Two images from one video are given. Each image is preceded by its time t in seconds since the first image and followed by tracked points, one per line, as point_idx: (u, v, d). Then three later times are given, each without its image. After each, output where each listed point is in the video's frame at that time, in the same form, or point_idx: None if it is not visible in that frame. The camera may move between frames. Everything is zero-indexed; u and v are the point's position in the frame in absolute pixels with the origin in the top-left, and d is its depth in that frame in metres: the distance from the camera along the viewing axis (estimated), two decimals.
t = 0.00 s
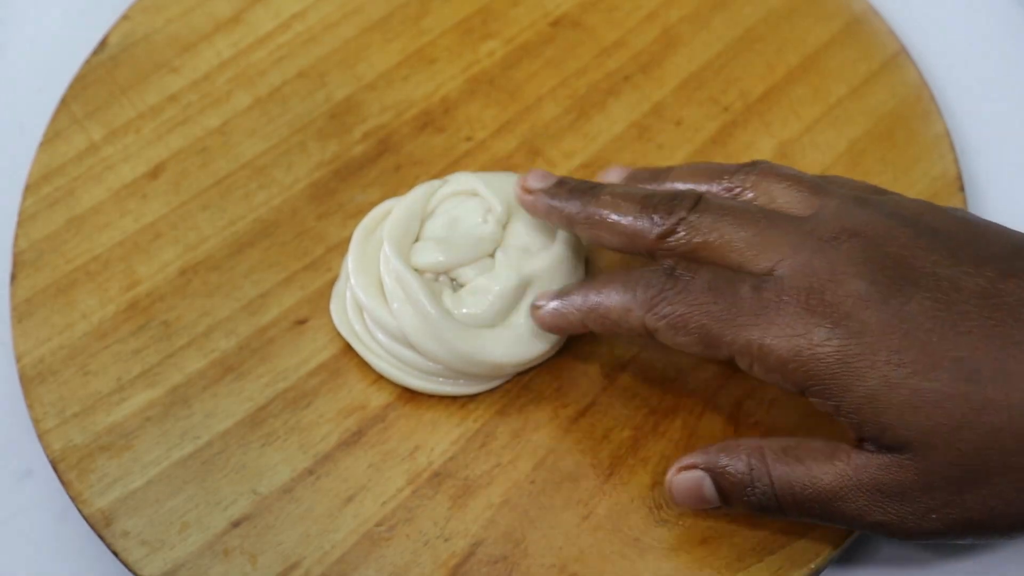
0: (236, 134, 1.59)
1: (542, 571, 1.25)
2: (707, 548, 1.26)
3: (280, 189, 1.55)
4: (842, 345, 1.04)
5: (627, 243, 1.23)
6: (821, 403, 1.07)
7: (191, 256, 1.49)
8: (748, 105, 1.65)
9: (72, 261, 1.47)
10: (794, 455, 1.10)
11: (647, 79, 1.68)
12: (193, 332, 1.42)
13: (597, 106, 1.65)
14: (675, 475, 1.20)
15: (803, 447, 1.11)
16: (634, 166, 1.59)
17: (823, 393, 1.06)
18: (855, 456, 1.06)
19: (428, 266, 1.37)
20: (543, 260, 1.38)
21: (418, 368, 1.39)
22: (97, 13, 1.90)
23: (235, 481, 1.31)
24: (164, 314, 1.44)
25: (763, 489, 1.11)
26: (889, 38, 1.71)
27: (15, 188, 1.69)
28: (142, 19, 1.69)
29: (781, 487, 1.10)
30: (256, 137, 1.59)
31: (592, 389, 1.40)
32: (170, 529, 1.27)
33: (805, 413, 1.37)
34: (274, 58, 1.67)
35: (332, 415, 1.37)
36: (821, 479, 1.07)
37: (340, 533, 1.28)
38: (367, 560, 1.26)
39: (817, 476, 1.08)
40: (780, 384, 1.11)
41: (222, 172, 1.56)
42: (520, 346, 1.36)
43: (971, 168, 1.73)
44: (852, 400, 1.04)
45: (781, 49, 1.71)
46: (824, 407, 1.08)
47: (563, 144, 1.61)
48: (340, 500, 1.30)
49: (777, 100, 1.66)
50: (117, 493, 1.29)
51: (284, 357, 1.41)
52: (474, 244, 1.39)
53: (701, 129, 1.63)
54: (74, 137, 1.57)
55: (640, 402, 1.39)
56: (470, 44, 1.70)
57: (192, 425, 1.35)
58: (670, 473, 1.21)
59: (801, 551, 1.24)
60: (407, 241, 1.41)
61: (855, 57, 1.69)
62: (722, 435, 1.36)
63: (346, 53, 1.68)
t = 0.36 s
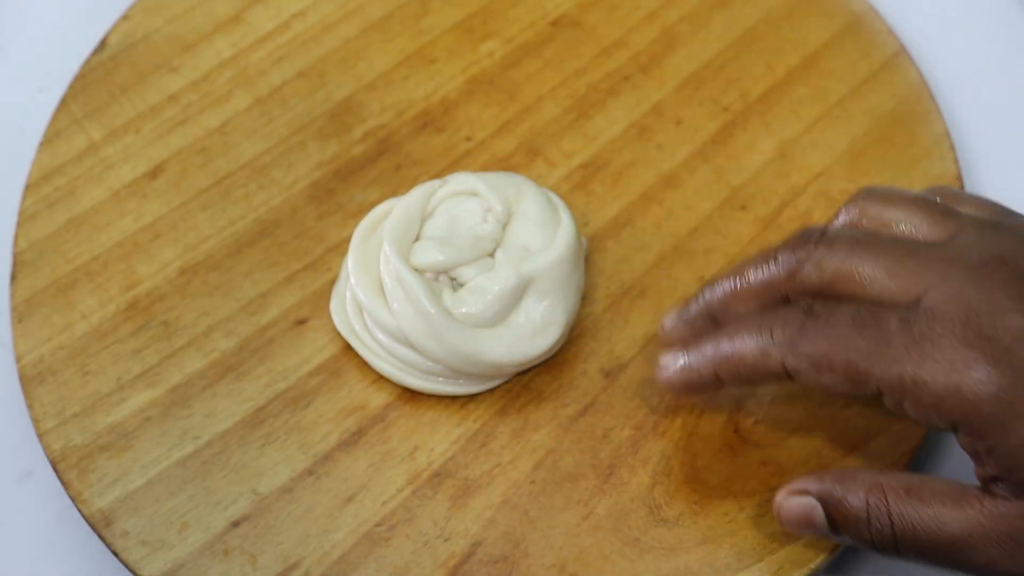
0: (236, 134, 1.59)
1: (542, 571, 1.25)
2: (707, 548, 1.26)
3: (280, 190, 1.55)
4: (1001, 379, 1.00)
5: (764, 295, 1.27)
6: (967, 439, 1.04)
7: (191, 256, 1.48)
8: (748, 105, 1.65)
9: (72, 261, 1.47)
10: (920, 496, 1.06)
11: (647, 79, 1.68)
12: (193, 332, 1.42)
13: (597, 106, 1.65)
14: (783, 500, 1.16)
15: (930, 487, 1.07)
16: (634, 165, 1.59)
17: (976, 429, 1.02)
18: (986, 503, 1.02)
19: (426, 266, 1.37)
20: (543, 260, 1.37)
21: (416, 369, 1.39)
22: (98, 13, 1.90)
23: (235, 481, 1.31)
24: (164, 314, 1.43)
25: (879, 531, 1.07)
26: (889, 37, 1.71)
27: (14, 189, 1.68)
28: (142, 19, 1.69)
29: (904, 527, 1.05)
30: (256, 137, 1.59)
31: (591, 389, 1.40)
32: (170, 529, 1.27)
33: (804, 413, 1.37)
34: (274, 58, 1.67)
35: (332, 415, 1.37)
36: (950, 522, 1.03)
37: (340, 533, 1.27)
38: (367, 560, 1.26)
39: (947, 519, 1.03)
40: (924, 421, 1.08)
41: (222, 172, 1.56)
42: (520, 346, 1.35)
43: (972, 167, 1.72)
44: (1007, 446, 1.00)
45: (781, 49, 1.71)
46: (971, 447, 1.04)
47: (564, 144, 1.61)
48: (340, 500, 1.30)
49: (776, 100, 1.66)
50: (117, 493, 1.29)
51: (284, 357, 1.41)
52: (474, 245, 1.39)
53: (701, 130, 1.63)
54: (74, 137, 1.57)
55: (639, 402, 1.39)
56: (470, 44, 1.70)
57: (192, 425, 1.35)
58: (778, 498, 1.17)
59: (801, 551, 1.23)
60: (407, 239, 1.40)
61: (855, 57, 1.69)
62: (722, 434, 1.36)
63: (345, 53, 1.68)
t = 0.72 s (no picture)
0: (236, 134, 1.59)
1: (542, 571, 1.26)
2: (707, 547, 1.26)
3: (280, 190, 1.55)
4: None
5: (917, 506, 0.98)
6: None
7: (191, 256, 1.48)
8: (748, 105, 1.65)
9: (72, 262, 1.47)
10: None
11: (647, 79, 1.68)
12: (193, 332, 1.42)
13: (597, 106, 1.65)
14: None
15: None
16: (635, 165, 1.59)
17: None
18: None
19: (426, 265, 1.37)
20: (543, 259, 1.37)
21: (417, 369, 1.39)
22: (98, 13, 1.90)
23: (235, 481, 1.31)
24: (164, 314, 1.43)
25: None
26: (889, 37, 1.71)
27: (15, 188, 1.68)
28: (142, 18, 1.69)
29: None
30: (257, 137, 1.59)
31: (591, 390, 1.40)
32: (170, 529, 1.27)
33: (804, 414, 1.37)
34: (274, 58, 1.67)
35: (332, 415, 1.37)
36: None
37: (340, 533, 1.28)
38: (367, 560, 1.26)
39: None
40: None
41: (222, 172, 1.56)
42: (520, 346, 1.35)
43: (972, 166, 1.73)
44: None
45: (781, 49, 1.71)
46: None
47: (564, 144, 1.61)
48: (340, 500, 1.30)
49: (776, 100, 1.66)
50: (117, 493, 1.29)
51: (284, 357, 1.41)
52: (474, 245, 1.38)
53: (701, 130, 1.63)
54: (74, 137, 1.57)
55: (639, 402, 1.39)
56: (470, 43, 1.70)
57: (192, 425, 1.35)
58: None
59: (801, 551, 1.24)
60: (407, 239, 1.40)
61: (855, 56, 1.69)
62: (722, 435, 1.36)
63: (346, 53, 1.68)
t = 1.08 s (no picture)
0: (237, 134, 1.59)
1: (542, 570, 1.26)
2: (707, 547, 1.26)
3: (280, 190, 1.55)
4: None
5: None
6: None
7: (191, 256, 1.49)
8: (747, 105, 1.65)
9: (72, 262, 1.47)
10: None
11: (647, 79, 1.68)
12: (193, 332, 1.42)
13: (597, 106, 1.65)
14: None
15: None
16: (634, 165, 1.59)
17: None
18: None
19: (426, 265, 1.37)
20: (543, 259, 1.37)
21: (417, 368, 1.39)
22: (98, 12, 1.90)
23: (235, 481, 1.31)
24: (164, 314, 1.43)
25: None
26: (889, 36, 1.71)
27: (15, 188, 1.68)
28: (141, 18, 1.69)
29: None
30: (257, 137, 1.59)
31: (591, 390, 1.40)
32: (170, 530, 1.27)
33: (804, 413, 1.37)
34: (274, 58, 1.67)
35: (332, 415, 1.37)
36: None
37: (341, 533, 1.28)
38: (367, 560, 1.26)
39: None
40: None
41: (222, 172, 1.56)
42: (520, 346, 1.35)
43: (972, 165, 1.73)
44: None
45: (781, 49, 1.71)
46: None
47: (564, 144, 1.61)
48: (340, 500, 1.30)
49: (776, 100, 1.66)
50: (117, 492, 1.29)
51: (284, 357, 1.41)
52: (473, 245, 1.38)
53: (701, 130, 1.63)
54: (74, 137, 1.57)
55: (639, 402, 1.39)
56: (469, 43, 1.70)
57: (192, 425, 1.35)
58: None
59: (801, 551, 1.24)
60: (407, 239, 1.40)
61: (855, 56, 1.69)
62: (721, 435, 1.36)
63: (345, 53, 1.68)
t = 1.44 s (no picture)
0: (236, 134, 1.59)
1: (542, 571, 1.25)
2: (708, 548, 1.25)
3: (279, 190, 1.55)
4: None
5: None
6: None
7: (191, 256, 1.48)
8: (748, 105, 1.65)
9: (72, 262, 1.46)
10: None
11: (647, 79, 1.67)
12: (193, 332, 1.42)
13: (597, 106, 1.65)
14: None
15: None
16: (635, 165, 1.59)
17: None
18: None
19: (426, 264, 1.36)
20: (543, 259, 1.36)
21: (417, 369, 1.39)
22: (98, 12, 1.90)
23: (235, 481, 1.31)
24: (163, 314, 1.43)
25: None
26: (890, 36, 1.70)
27: (14, 188, 1.68)
28: (141, 18, 1.69)
29: None
30: (256, 137, 1.59)
31: (591, 390, 1.40)
32: (169, 530, 1.26)
33: (805, 414, 1.37)
34: (274, 58, 1.67)
35: (332, 415, 1.37)
36: None
37: (340, 533, 1.27)
38: (366, 560, 1.25)
39: None
40: None
41: (221, 172, 1.56)
42: (520, 346, 1.35)
43: (972, 164, 1.73)
44: None
45: (782, 48, 1.71)
46: None
47: (564, 144, 1.61)
48: (340, 500, 1.30)
49: (777, 99, 1.65)
50: (117, 493, 1.28)
51: (284, 357, 1.41)
52: (473, 244, 1.38)
53: (701, 130, 1.63)
54: (73, 137, 1.57)
55: (639, 403, 1.39)
56: (469, 43, 1.70)
57: (191, 425, 1.35)
58: None
59: (802, 552, 1.23)
60: (407, 239, 1.39)
61: (856, 56, 1.69)
62: (722, 435, 1.36)
63: (345, 52, 1.68)
